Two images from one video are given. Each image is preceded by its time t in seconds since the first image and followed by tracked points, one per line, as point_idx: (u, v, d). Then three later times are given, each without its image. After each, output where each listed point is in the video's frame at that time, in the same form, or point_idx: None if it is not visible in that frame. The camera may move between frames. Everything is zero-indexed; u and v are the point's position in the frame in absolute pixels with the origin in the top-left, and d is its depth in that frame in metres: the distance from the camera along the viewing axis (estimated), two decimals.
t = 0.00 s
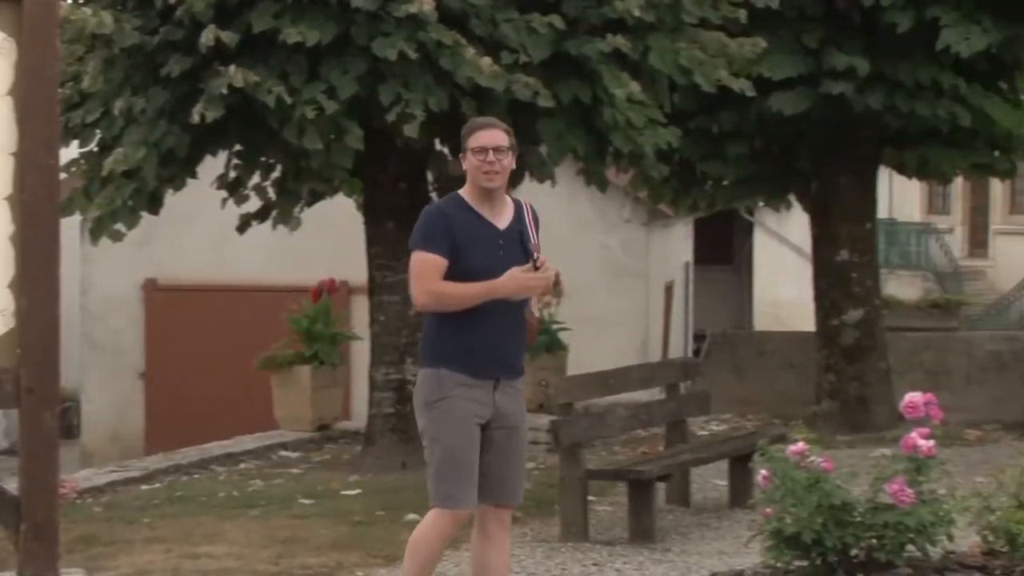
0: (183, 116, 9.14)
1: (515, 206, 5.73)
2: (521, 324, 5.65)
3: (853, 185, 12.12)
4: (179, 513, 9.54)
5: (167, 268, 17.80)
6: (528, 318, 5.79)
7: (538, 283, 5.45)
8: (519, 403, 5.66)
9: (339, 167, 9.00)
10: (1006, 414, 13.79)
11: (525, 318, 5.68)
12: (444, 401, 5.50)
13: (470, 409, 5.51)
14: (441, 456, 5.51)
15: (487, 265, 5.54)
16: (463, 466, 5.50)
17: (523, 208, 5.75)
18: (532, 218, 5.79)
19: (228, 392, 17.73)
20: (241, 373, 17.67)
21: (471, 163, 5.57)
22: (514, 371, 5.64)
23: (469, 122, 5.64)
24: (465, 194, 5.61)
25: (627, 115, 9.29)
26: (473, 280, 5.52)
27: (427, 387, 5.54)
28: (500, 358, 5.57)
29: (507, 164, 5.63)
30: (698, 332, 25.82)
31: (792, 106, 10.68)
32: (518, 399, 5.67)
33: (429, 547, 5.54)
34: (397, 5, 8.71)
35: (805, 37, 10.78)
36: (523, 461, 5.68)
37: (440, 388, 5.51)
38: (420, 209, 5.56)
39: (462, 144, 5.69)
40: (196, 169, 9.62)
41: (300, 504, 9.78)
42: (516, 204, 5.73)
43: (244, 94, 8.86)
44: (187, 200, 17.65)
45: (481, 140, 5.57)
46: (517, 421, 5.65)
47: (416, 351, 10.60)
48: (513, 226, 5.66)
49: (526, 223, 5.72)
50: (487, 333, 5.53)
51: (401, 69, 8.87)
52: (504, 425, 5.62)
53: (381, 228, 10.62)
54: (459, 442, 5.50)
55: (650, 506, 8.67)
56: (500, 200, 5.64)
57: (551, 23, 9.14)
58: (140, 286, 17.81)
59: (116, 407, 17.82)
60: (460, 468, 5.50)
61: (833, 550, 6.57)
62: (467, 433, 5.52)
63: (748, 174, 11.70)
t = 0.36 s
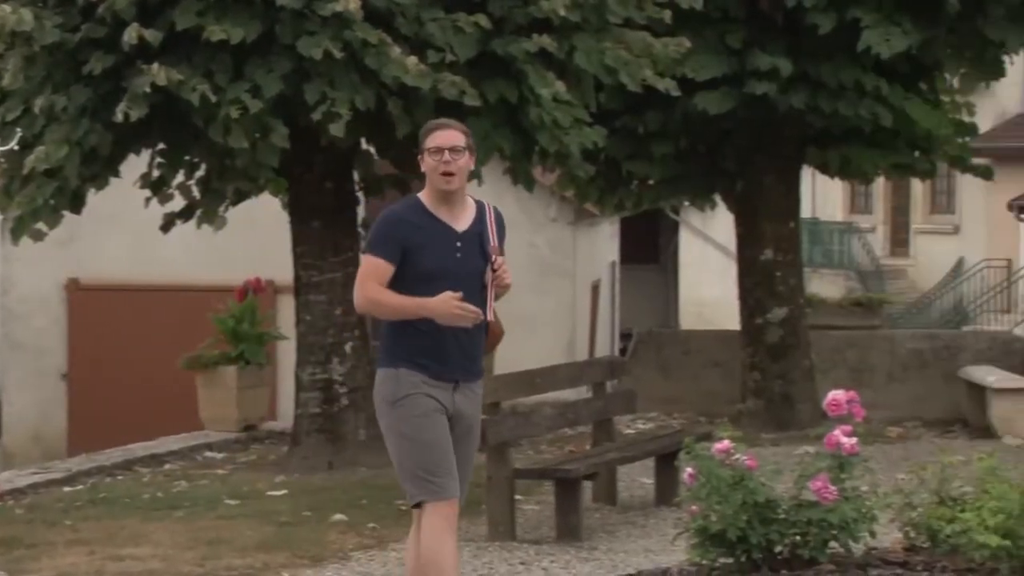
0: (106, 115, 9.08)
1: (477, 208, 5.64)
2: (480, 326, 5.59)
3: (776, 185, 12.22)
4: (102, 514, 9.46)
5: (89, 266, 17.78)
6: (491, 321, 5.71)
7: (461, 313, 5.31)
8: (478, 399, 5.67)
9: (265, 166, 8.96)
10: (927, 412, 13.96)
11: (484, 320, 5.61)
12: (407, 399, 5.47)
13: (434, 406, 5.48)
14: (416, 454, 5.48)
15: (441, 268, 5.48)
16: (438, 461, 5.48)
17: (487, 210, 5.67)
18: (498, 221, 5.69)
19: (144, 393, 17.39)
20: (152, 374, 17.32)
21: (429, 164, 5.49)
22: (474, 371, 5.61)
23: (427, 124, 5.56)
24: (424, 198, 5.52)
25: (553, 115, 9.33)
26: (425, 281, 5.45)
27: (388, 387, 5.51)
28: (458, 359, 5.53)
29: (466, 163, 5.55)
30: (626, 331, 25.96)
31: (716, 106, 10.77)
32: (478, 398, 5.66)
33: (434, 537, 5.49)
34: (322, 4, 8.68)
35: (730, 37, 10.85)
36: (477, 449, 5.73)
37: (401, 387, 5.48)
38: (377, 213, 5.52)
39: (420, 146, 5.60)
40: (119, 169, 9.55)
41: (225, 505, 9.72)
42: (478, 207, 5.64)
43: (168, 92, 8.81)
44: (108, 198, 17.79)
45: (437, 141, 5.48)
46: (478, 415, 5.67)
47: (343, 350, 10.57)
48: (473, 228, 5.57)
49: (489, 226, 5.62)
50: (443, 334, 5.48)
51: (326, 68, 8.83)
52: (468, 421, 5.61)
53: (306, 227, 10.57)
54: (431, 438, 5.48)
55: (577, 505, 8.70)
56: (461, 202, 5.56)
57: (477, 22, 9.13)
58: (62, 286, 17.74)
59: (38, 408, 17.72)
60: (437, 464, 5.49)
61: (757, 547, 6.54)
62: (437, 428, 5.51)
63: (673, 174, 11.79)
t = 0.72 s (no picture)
0: (38, 114, 9.00)
1: (447, 213, 5.83)
2: (454, 330, 5.76)
3: (712, 186, 12.30)
4: (36, 516, 9.38)
5: (23, 267, 17.77)
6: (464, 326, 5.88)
7: (384, 273, 5.45)
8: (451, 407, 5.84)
9: (201, 166, 8.91)
10: (861, 410, 14.08)
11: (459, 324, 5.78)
12: (392, 409, 5.60)
13: (419, 415, 5.62)
14: (404, 463, 5.59)
15: (415, 276, 5.63)
16: (426, 468, 5.61)
17: (456, 215, 5.86)
18: (466, 225, 5.86)
19: (78, 393, 17.31)
20: (100, 373, 17.22)
21: (396, 170, 5.67)
22: (450, 377, 5.76)
23: (393, 130, 5.74)
24: (395, 204, 5.70)
25: (489, 115, 9.28)
26: (400, 290, 5.61)
27: (373, 398, 5.62)
28: (437, 366, 5.68)
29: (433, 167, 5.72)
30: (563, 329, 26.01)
31: (653, 106, 10.83)
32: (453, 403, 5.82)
33: (431, 544, 5.63)
34: (257, 2, 8.64)
35: (666, 37, 10.88)
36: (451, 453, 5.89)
37: (385, 397, 5.60)
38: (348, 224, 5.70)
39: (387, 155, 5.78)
40: (52, 167, 9.47)
41: (161, 506, 9.66)
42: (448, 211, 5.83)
43: (101, 91, 8.74)
44: (42, 198, 17.90)
45: (403, 145, 5.66)
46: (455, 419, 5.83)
47: (279, 350, 10.54)
48: (442, 233, 5.73)
49: (459, 231, 5.80)
50: (423, 342, 5.63)
51: (262, 67, 8.78)
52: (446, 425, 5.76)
53: (242, 226, 10.52)
54: (418, 445, 5.61)
55: (514, 506, 8.73)
56: (431, 206, 5.74)
57: (413, 21, 9.12)
58: None
59: None
60: (425, 471, 5.61)
61: (694, 545, 6.52)
62: (422, 436, 5.64)
63: (609, 174, 11.85)
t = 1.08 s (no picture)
0: None
1: (431, 204, 5.80)
2: (444, 322, 5.73)
3: (652, 186, 12.34)
4: None
5: None
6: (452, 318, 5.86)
7: (376, 320, 5.32)
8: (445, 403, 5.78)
9: (139, 165, 8.84)
10: (800, 408, 14.16)
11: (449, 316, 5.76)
12: (387, 407, 5.54)
13: (412, 414, 5.57)
14: (390, 464, 5.55)
15: (406, 272, 5.59)
16: (414, 469, 5.58)
17: (439, 205, 5.84)
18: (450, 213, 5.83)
19: (16, 394, 17.34)
20: (38, 375, 17.26)
21: (380, 163, 5.63)
22: (441, 371, 5.73)
23: (376, 121, 5.70)
24: (380, 199, 5.65)
25: (430, 113, 9.18)
26: (391, 286, 5.57)
27: (366, 396, 5.56)
28: (430, 361, 5.64)
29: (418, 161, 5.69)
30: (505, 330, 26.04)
31: (592, 106, 10.87)
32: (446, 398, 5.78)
33: (401, 548, 5.63)
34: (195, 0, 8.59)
35: (605, 37, 10.89)
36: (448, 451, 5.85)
37: (378, 396, 5.54)
38: (333, 220, 5.62)
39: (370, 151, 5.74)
40: None
41: (98, 508, 9.58)
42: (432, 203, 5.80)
43: (37, 89, 8.68)
44: None
45: (386, 139, 5.63)
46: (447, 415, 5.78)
47: (219, 350, 10.48)
48: (429, 225, 5.69)
49: (445, 221, 5.77)
50: (416, 339, 5.58)
51: (200, 66, 8.72)
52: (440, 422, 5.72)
53: (180, 226, 10.45)
54: (408, 446, 5.56)
55: (455, 505, 8.70)
56: (416, 200, 5.70)
57: (353, 20, 9.08)
58: None
59: None
60: (408, 475, 5.56)
61: (634, 544, 6.53)
62: (412, 436, 5.59)
63: (549, 173, 11.88)
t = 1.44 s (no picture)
0: None
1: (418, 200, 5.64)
2: (431, 319, 5.58)
3: (603, 185, 12.37)
4: None
5: None
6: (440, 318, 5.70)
7: (378, 284, 5.13)
8: (439, 397, 5.60)
9: (87, 164, 8.78)
10: (750, 406, 14.28)
11: (435, 316, 5.61)
12: (361, 407, 5.41)
13: (389, 414, 5.43)
14: (360, 464, 5.45)
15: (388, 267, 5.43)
16: (385, 471, 5.45)
17: (426, 202, 5.69)
18: (440, 215, 5.69)
19: None
20: None
21: (367, 156, 5.44)
22: (429, 368, 5.56)
23: (367, 115, 5.52)
24: (365, 192, 5.48)
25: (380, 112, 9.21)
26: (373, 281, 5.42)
27: (340, 394, 5.46)
28: (412, 359, 5.48)
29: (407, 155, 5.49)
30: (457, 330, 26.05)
31: (542, 105, 10.85)
32: (439, 394, 5.59)
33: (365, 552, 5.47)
34: None
35: (555, 37, 10.90)
36: (456, 448, 5.63)
37: (353, 397, 5.43)
38: (318, 211, 5.47)
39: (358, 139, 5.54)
40: None
41: (46, 510, 9.50)
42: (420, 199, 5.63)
43: None
44: None
45: (375, 132, 5.44)
46: (442, 411, 5.59)
47: (168, 350, 10.42)
48: (416, 223, 5.55)
49: (432, 222, 5.63)
50: (396, 335, 5.43)
51: (148, 65, 8.68)
52: (428, 420, 5.54)
53: (130, 226, 10.39)
54: (379, 448, 5.44)
55: (406, 505, 8.63)
56: (403, 196, 5.54)
57: (302, 19, 9.05)
58: None
59: None
60: (378, 475, 5.45)
61: (585, 543, 6.54)
62: (387, 436, 5.45)
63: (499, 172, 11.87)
